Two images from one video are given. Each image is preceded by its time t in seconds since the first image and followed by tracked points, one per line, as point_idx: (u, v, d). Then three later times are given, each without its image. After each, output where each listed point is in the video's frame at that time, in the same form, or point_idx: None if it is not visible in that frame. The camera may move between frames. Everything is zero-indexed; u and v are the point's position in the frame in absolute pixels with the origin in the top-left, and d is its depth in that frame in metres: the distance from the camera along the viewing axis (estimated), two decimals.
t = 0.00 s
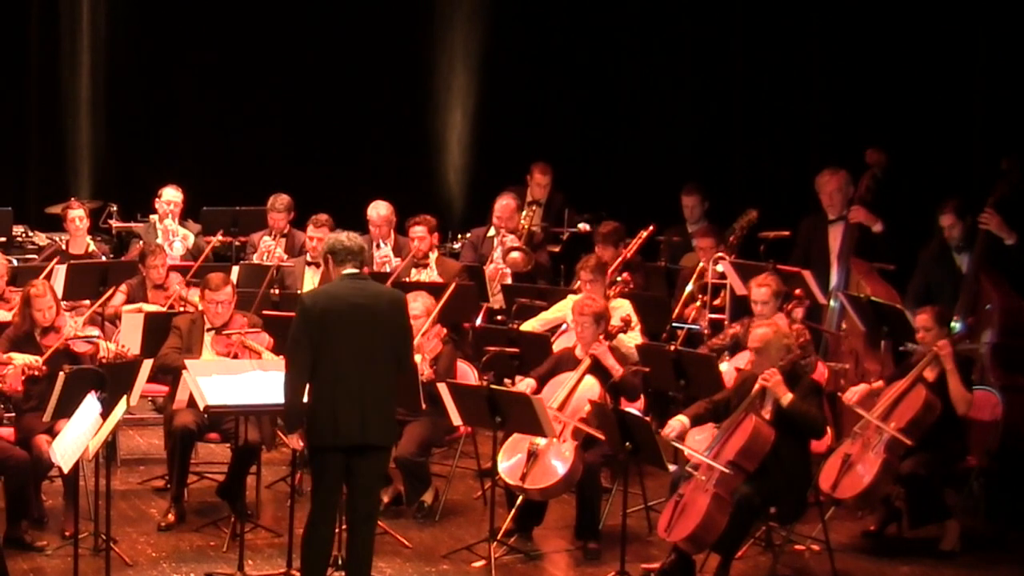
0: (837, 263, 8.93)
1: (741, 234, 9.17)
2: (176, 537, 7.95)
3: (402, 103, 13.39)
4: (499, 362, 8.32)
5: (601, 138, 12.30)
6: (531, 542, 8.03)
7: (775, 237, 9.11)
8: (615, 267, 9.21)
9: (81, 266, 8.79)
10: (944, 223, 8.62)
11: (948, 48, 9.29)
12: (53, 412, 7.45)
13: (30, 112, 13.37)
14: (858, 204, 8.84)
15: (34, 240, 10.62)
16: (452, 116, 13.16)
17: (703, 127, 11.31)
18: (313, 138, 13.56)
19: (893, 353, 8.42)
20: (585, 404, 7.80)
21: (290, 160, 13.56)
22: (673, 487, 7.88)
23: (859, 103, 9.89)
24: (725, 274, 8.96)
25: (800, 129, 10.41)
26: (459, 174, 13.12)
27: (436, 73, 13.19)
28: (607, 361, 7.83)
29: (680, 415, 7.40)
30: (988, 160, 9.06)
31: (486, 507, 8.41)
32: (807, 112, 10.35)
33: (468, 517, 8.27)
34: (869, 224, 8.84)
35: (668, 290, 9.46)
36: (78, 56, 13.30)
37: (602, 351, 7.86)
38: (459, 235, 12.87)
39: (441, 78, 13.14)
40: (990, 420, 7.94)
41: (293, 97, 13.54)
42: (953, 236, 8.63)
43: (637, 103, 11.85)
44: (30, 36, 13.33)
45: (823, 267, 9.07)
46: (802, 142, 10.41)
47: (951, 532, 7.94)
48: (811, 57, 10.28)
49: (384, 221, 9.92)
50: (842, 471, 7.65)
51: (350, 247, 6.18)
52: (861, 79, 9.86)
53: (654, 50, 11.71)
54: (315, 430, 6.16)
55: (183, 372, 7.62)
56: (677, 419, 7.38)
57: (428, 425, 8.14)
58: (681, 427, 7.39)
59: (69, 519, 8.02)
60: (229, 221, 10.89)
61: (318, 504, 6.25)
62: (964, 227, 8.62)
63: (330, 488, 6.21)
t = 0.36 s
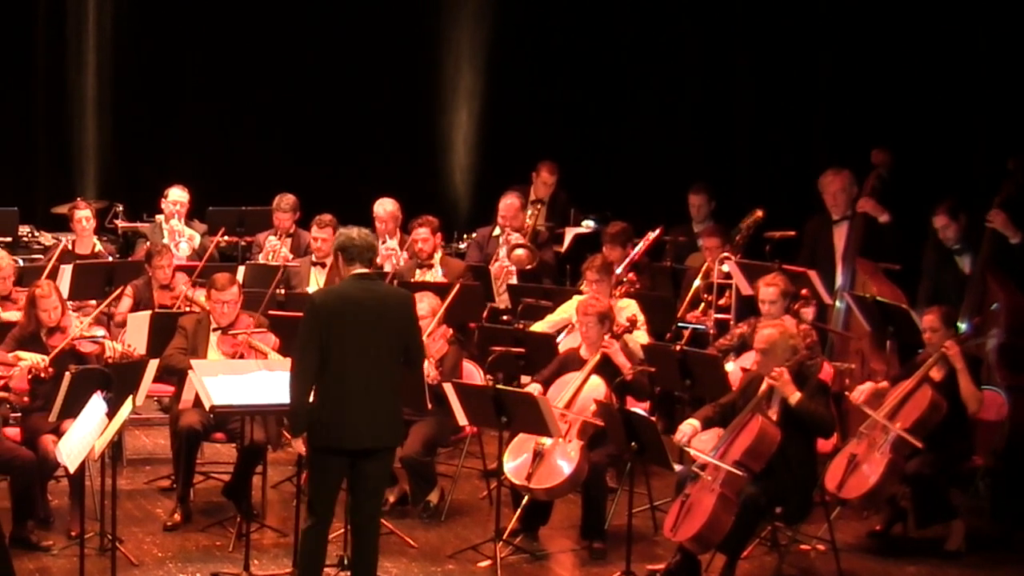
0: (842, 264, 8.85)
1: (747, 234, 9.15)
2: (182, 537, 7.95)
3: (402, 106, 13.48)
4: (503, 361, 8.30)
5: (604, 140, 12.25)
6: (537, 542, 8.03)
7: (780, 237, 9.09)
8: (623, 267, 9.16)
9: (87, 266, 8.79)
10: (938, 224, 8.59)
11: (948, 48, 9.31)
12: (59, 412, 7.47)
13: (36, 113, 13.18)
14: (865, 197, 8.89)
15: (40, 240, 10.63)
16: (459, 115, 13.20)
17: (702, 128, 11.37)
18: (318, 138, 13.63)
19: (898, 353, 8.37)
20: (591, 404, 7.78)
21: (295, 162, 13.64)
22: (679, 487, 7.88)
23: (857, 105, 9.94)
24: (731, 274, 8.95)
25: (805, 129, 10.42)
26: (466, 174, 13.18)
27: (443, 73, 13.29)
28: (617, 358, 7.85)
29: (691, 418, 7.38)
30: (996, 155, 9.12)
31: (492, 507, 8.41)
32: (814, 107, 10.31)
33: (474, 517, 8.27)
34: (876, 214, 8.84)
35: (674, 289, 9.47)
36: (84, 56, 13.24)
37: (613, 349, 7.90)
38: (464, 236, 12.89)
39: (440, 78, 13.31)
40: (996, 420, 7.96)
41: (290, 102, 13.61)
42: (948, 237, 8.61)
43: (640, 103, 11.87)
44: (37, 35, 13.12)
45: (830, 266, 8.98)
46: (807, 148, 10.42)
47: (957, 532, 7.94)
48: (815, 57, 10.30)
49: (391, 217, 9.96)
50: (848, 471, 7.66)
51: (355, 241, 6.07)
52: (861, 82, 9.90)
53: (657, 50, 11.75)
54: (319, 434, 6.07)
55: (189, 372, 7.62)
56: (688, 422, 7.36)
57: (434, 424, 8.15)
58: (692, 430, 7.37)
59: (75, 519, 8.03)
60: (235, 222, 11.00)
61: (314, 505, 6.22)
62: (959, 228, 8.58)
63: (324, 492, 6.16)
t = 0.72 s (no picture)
0: (850, 264, 8.88)
1: (754, 235, 9.15)
2: (190, 537, 7.96)
3: (401, 107, 13.44)
4: (511, 361, 8.35)
5: (612, 143, 12.26)
6: (544, 542, 8.04)
7: (787, 237, 9.10)
8: (629, 266, 9.15)
9: (95, 266, 8.76)
10: (948, 218, 8.61)
11: (949, 48, 9.37)
12: (68, 412, 7.49)
13: (42, 112, 13.28)
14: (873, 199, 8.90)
15: (48, 240, 10.63)
16: (466, 116, 13.13)
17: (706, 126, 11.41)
18: (321, 138, 13.61)
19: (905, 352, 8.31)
20: (598, 404, 7.76)
21: (299, 161, 13.61)
22: (687, 487, 7.88)
23: (858, 103, 10.01)
24: (738, 274, 8.95)
25: (811, 129, 10.45)
26: (472, 174, 13.09)
27: (451, 73, 13.18)
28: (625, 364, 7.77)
29: (701, 422, 7.35)
30: (995, 163, 9.18)
31: (500, 507, 8.41)
32: (819, 109, 10.35)
33: (481, 516, 8.27)
34: (883, 219, 8.85)
35: (682, 289, 9.45)
36: (92, 57, 13.28)
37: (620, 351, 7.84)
38: (471, 236, 12.90)
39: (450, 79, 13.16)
40: (1003, 421, 7.97)
41: (291, 100, 13.58)
42: (958, 232, 8.62)
43: (643, 103, 11.90)
44: (40, 37, 13.22)
45: (837, 266, 8.96)
46: (814, 146, 10.43)
47: (964, 532, 7.94)
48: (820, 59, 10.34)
49: (397, 216, 9.94)
50: (855, 471, 7.67)
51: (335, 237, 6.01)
52: (863, 82, 9.96)
53: (660, 51, 11.78)
54: (307, 437, 6.06)
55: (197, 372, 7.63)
56: (698, 427, 7.32)
57: (442, 425, 8.15)
58: (703, 435, 7.33)
59: (83, 519, 8.04)
60: (244, 222, 10.91)
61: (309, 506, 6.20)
62: (970, 223, 8.61)
63: (319, 492, 6.13)
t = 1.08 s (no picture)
0: (861, 264, 8.85)
1: (765, 236, 9.18)
2: (200, 537, 7.96)
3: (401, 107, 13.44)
4: (521, 360, 8.34)
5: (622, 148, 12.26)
6: (554, 542, 8.04)
7: (798, 237, 9.11)
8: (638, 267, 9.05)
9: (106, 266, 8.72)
10: (958, 220, 8.60)
11: (963, 52, 9.37)
12: (77, 412, 7.49)
13: (53, 110, 13.27)
14: (885, 199, 8.94)
15: (58, 240, 10.62)
16: (476, 117, 13.10)
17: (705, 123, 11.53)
18: (324, 139, 13.60)
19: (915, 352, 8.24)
20: (609, 404, 7.83)
21: (303, 162, 13.61)
22: (697, 487, 7.88)
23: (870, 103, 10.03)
24: (749, 274, 8.95)
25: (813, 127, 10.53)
26: (483, 173, 13.09)
27: (457, 74, 13.19)
28: (635, 364, 7.88)
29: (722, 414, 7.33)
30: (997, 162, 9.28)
31: (510, 506, 8.42)
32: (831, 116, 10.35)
33: (492, 516, 8.27)
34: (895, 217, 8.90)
35: (692, 290, 9.42)
36: (103, 56, 13.27)
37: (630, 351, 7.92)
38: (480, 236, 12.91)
39: (456, 80, 13.19)
40: (1012, 421, 7.99)
41: (290, 99, 13.58)
42: (969, 233, 8.60)
43: (647, 103, 11.98)
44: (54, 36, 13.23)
45: (848, 266, 8.97)
46: (824, 147, 10.44)
47: (974, 532, 7.95)
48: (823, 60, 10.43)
49: (409, 218, 9.93)
50: (865, 470, 7.67)
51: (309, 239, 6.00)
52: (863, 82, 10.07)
53: (661, 51, 11.88)
54: (295, 441, 6.05)
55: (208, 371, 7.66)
56: (718, 417, 7.31)
57: (452, 424, 8.15)
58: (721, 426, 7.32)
59: (94, 519, 8.04)
60: (254, 222, 10.94)
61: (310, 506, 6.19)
62: (980, 225, 8.59)
63: (314, 492, 6.10)
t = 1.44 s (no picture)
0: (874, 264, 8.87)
1: (777, 236, 9.20)
2: (213, 536, 7.97)
3: (400, 108, 13.51)
4: (533, 361, 8.36)
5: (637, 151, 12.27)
6: (566, 541, 8.05)
7: (810, 237, 9.12)
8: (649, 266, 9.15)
9: (117, 266, 8.70)
10: (972, 220, 8.59)
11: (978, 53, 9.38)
12: (90, 412, 7.50)
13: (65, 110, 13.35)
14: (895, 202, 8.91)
15: (71, 240, 10.62)
16: (487, 117, 13.09)
17: (712, 122, 11.62)
18: (329, 139, 13.63)
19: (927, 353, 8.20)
20: (621, 404, 7.82)
21: (312, 161, 13.63)
22: (709, 487, 7.89)
23: (882, 104, 10.05)
24: (760, 274, 8.95)
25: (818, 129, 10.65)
26: (494, 174, 13.07)
27: (463, 73, 13.25)
28: (646, 365, 7.92)
29: (733, 417, 7.37)
30: (997, 163, 9.34)
31: (522, 506, 8.43)
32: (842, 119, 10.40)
33: (504, 516, 8.27)
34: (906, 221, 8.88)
35: (704, 289, 9.42)
36: (115, 56, 13.22)
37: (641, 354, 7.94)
38: (490, 235, 12.92)
39: (456, 79, 13.32)
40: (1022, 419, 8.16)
41: (290, 99, 13.62)
42: (981, 234, 8.60)
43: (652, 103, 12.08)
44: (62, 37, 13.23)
45: (859, 266, 8.99)
46: (838, 150, 10.48)
47: (986, 532, 7.96)
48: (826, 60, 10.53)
49: (422, 220, 9.90)
50: (877, 470, 7.68)
51: (326, 238, 6.00)
52: (862, 82, 10.20)
53: (661, 52, 11.99)
54: (303, 440, 6.05)
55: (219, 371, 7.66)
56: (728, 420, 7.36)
57: (464, 424, 8.16)
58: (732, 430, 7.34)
59: (106, 519, 8.05)
60: (266, 222, 10.92)
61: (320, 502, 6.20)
62: (993, 225, 8.58)
63: (324, 493, 6.11)
